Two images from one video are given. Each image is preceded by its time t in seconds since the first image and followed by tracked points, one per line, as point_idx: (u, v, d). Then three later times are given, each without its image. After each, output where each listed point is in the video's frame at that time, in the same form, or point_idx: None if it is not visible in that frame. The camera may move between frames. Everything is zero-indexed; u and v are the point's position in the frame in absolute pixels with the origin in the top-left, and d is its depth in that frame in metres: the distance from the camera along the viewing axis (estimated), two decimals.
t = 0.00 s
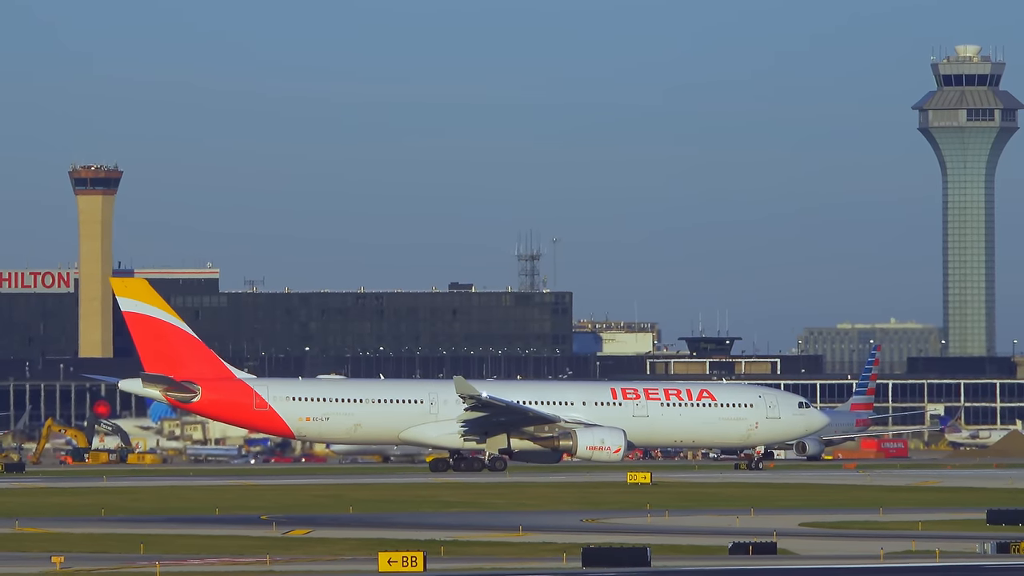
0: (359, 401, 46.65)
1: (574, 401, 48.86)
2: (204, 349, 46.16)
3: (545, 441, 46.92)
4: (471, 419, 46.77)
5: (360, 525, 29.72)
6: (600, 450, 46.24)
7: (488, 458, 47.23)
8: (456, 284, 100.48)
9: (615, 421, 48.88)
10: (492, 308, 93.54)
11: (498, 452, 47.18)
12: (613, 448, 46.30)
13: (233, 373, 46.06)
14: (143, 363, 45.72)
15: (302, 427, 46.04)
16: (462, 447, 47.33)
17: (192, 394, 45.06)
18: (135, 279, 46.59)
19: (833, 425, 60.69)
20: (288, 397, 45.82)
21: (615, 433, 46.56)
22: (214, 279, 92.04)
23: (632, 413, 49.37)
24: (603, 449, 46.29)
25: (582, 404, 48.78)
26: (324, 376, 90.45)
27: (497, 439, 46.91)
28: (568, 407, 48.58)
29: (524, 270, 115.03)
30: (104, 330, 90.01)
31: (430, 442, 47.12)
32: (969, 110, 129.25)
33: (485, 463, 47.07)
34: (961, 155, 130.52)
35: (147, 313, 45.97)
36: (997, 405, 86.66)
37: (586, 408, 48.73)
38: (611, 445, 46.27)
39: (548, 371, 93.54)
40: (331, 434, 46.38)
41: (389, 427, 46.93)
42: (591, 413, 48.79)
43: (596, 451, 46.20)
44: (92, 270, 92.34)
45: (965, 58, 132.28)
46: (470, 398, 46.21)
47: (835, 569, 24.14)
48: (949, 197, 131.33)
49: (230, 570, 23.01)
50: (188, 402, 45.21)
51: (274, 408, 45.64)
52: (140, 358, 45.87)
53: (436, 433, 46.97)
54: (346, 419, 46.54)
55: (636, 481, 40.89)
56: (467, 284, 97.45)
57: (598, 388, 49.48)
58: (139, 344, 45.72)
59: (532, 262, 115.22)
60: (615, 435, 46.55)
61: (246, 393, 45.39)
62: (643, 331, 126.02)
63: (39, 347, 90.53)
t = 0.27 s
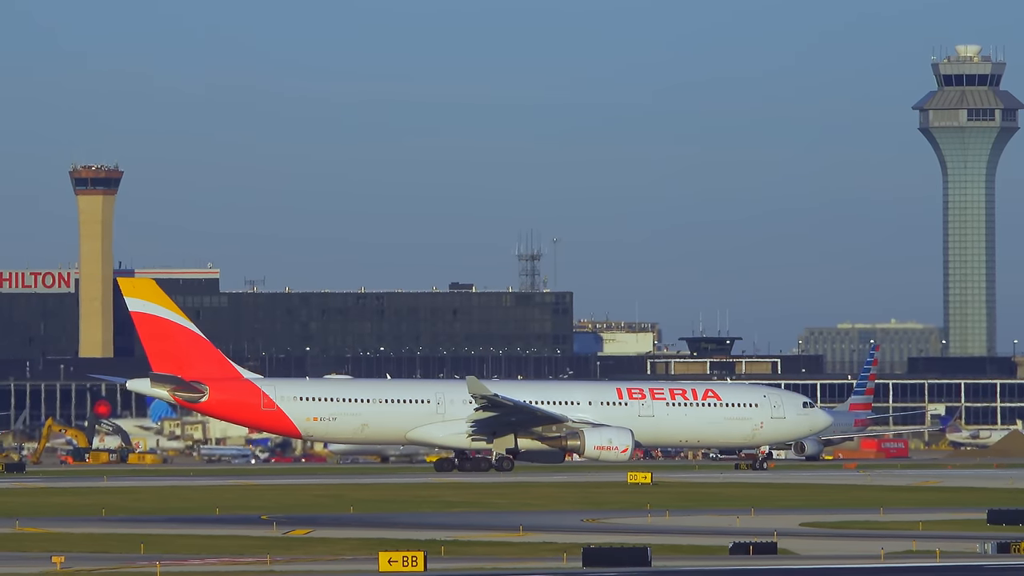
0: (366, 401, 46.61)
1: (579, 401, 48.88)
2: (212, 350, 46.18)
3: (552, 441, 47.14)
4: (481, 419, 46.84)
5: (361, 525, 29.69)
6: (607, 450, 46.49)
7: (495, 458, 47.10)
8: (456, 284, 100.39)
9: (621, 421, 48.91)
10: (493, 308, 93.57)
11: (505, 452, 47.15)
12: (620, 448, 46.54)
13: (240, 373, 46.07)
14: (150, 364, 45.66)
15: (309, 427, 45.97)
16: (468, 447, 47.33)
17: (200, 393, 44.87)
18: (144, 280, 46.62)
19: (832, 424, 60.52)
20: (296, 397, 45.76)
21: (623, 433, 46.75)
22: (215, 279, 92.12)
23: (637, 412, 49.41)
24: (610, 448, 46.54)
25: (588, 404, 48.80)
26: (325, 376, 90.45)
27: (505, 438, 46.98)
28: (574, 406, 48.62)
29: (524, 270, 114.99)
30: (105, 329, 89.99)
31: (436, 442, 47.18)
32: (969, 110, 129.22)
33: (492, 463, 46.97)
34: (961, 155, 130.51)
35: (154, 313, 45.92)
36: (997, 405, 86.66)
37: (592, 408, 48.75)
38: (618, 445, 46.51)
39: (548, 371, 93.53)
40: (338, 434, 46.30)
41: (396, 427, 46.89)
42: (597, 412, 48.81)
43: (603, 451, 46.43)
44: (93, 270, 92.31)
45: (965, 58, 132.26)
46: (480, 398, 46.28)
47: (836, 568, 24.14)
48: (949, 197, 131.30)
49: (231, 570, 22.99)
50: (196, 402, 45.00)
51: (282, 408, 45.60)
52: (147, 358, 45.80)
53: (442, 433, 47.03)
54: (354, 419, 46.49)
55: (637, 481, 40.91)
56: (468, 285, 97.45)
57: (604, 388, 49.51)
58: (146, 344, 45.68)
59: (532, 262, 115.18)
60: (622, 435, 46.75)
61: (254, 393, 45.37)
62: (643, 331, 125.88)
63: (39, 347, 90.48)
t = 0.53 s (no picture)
0: (372, 401, 46.63)
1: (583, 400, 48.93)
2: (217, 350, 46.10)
3: (558, 441, 47.05)
4: (489, 419, 46.78)
5: (360, 525, 29.69)
6: (613, 450, 46.41)
7: (500, 458, 47.38)
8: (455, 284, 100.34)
9: (625, 422, 48.94)
10: (492, 308, 93.54)
11: (510, 452, 47.30)
12: (626, 448, 46.45)
13: (246, 373, 46.02)
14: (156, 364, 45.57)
15: (315, 427, 45.97)
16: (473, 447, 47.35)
17: (206, 393, 44.91)
18: (150, 280, 46.46)
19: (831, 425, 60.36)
20: (302, 397, 45.75)
21: (628, 433, 46.63)
22: (214, 279, 92.07)
23: (641, 412, 49.46)
24: (616, 449, 46.47)
25: (592, 404, 48.85)
26: (324, 375, 90.44)
27: (510, 439, 47.02)
28: (578, 406, 48.67)
29: (523, 270, 114.98)
30: (104, 329, 89.98)
31: (441, 442, 47.21)
32: (968, 110, 129.25)
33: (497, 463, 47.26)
34: (960, 155, 130.57)
35: (160, 313, 45.80)
36: (995, 405, 86.70)
37: (596, 408, 48.81)
38: (624, 445, 46.40)
39: (547, 371, 93.55)
40: (344, 434, 46.32)
41: (401, 427, 46.93)
42: (601, 413, 48.88)
43: (609, 451, 46.34)
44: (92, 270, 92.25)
45: (964, 58, 132.31)
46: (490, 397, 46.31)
47: (834, 569, 24.15)
48: (948, 198, 131.33)
49: (229, 570, 22.99)
50: (202, 402, 45.02)
51: (288, 408, 45.59)
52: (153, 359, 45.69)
53: (447, 433, 47.07)
54: (359, 419, 46.51)
55: (635, 481, 40.90)
56: (467, 285, 97.44)
57: (608, 388, 49.57)
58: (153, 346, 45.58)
59: (531, 262, 115.18)
60: (628, 434, 46.64)
61: (260, 393, 45.32)
62: (642, 331, 125.84)
63: (38, 347, 90.43)
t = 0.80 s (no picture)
0: (378, 401, 46.65)
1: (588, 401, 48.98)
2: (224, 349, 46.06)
3: (564, 441, 46.92)
4: (499, 418, 46.73)
5: (359, 525, 29.67)
6: (620, 450, 46.54)
7: (506, 458, 47.30)
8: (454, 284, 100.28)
9: (629, 421, 49.01)
10: (492, 308, 93.54)
11: (516, 452, 47.24)
12: (633, 447, 46.55)
13: (252, 372, 46.02)
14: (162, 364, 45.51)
15: (321, 426, 45.99)
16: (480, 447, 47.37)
17: (213, 392, 44.88)
18: (156, 279, 46.41)
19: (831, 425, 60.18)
20: (308, 397, 45.77)
21: (635, 432, 46.77)
22: (214, 279, 92.15)
23: (646, 412, 49.52)
24: (623, 448, 46.57)
25: (597, 403, 48.90)
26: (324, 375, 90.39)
27: (516, 439, 46.95)
28: (583, 405, 48.71)
29: (523, 270, 114.94)
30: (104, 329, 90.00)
31: (446, 442, 47.21)
32: (968, 109, 129.25)
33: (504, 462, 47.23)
34: (960, 155, 130.59)
35: (166, 313, 45.71)
36: (995, 404, 86.69)
37: (601, 407, 48.87)
38: (631, 445, 46.53)
39: (547, 371, 93.49)
40: (350, 434, 46.34)
41: (407, 427, 46.96)
42: (606, 412, 48.93)
43: (616, 451, 46.49)
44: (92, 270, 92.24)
45: (964, 58, 132.31)
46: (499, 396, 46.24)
47: (833, 568, 24.13)
48: (948, 198, 131.33)
49: (229, 570, 22.98)
50: (209, 401, 44.98)
51: (294, 408, 45.60)
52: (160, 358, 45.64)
53: (452, 433, 47.06)
54: (365, 418, 46.53)
55: (635, 480, 40.88)
56: (466, 284, 97.41)
57: (612, 388, 49.61)
58: (160, 345, 45.54)
59: (531, 261, 115.14)
60: (634, 434, 46.73)
61: (267, 392, 45.34)
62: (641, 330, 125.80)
63: (38, 347, 90.40)
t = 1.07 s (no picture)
0: (384, 401, 46.63)
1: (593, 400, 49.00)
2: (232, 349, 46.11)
3: (571, 440, 46.90)
4: (508, 418, 46.73)
5: (360, 524, 29.66)
6: (627, 450, 46.57)
7: (512, 458, 47.31)
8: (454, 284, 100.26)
9: (635, 421, 49.02)
10: (492, 308, 93.60)
11: (522, 451, 47.21)
12: (640, 447, 46.57)
13: (259, 372, 46.01)
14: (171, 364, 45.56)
15: (328, 426, 45.97)
16: (486, 447, 47.38)
17: (220, 392, 44.84)
18: (165, 280, 46.51)
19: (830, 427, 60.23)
20: (315, 396, 45.75)
21: (642, 432, 46.77)
22: (214, 279, 92.18)
23: (651, 412, 49.53)
24: (630, 448, 46.59)
25: (602, 403, 48.92)
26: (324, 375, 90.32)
27: (522, 439, 46.93)
28: (588, 405, 48.73)
29: (523, 270, 114.91)
30: (104, 328, 89.97)
31: (452, 442, 47.20)
32: (968, 109, 129.28)
33: (510, 462, 47.23)
34: (960, 155, 130.60)
35: (175, 313, 45.80)
36: (995, 404, 86.65)
37: (606, 407, 48.89)
38: (637, 444, 46.54)
39: (547, 371, 93.41)
40: (356, 433, 46.32)
41: (413, 426, 46.97)
42: (611, 412, 48.95)
43: (623, 450, 46.51)
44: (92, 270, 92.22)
45: (964, 58, 132.35)
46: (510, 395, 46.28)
47: (833, 568, 24.12)
48: (948, 198, 131.34)
49: (229, 570, 22.96)
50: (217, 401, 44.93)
51: (302, 407, 45.57)
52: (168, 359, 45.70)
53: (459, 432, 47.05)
54: (372, 418, 46.51)
55: (635, 480, 40.87)
56: (466, 284, 97.39)
57: (617, 388, 49.63)
58: (168, 345, 45.59)
59: (531, 261, 115.11)
60: (641, 434, 46.73)
61: (274, 392, 45.30)
62: (641, 330, 125.75)
63: (38, 347, 90.42)
